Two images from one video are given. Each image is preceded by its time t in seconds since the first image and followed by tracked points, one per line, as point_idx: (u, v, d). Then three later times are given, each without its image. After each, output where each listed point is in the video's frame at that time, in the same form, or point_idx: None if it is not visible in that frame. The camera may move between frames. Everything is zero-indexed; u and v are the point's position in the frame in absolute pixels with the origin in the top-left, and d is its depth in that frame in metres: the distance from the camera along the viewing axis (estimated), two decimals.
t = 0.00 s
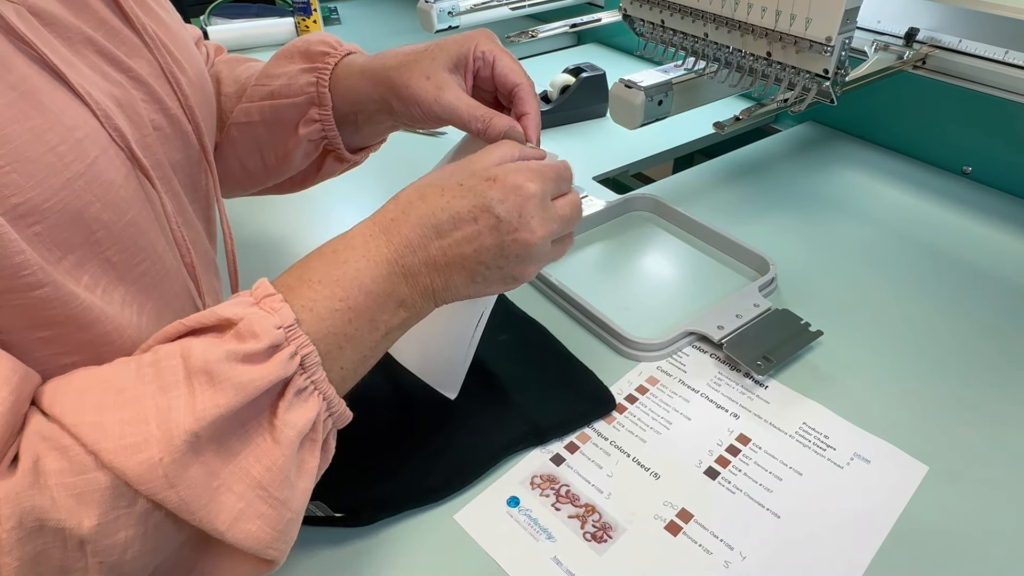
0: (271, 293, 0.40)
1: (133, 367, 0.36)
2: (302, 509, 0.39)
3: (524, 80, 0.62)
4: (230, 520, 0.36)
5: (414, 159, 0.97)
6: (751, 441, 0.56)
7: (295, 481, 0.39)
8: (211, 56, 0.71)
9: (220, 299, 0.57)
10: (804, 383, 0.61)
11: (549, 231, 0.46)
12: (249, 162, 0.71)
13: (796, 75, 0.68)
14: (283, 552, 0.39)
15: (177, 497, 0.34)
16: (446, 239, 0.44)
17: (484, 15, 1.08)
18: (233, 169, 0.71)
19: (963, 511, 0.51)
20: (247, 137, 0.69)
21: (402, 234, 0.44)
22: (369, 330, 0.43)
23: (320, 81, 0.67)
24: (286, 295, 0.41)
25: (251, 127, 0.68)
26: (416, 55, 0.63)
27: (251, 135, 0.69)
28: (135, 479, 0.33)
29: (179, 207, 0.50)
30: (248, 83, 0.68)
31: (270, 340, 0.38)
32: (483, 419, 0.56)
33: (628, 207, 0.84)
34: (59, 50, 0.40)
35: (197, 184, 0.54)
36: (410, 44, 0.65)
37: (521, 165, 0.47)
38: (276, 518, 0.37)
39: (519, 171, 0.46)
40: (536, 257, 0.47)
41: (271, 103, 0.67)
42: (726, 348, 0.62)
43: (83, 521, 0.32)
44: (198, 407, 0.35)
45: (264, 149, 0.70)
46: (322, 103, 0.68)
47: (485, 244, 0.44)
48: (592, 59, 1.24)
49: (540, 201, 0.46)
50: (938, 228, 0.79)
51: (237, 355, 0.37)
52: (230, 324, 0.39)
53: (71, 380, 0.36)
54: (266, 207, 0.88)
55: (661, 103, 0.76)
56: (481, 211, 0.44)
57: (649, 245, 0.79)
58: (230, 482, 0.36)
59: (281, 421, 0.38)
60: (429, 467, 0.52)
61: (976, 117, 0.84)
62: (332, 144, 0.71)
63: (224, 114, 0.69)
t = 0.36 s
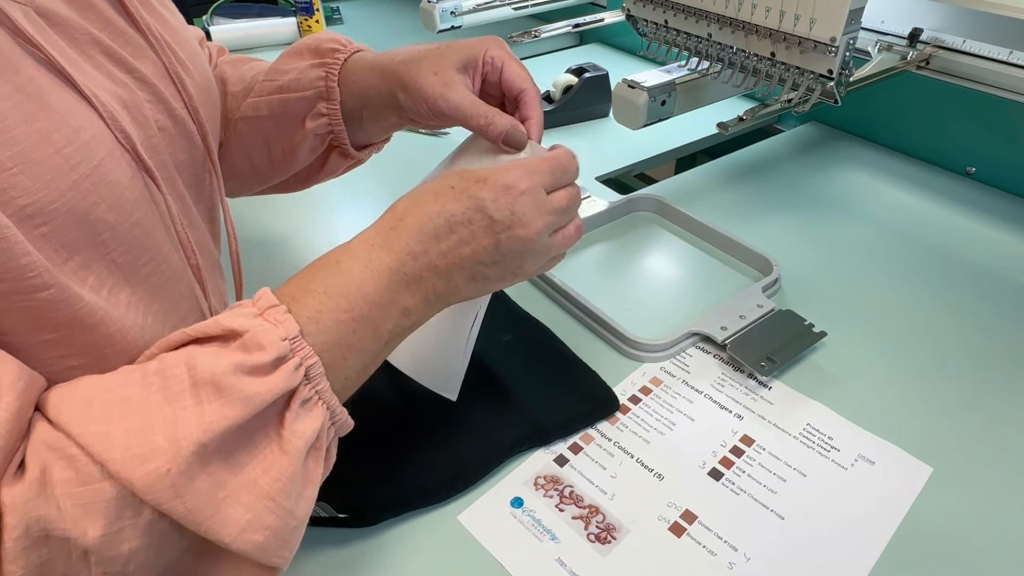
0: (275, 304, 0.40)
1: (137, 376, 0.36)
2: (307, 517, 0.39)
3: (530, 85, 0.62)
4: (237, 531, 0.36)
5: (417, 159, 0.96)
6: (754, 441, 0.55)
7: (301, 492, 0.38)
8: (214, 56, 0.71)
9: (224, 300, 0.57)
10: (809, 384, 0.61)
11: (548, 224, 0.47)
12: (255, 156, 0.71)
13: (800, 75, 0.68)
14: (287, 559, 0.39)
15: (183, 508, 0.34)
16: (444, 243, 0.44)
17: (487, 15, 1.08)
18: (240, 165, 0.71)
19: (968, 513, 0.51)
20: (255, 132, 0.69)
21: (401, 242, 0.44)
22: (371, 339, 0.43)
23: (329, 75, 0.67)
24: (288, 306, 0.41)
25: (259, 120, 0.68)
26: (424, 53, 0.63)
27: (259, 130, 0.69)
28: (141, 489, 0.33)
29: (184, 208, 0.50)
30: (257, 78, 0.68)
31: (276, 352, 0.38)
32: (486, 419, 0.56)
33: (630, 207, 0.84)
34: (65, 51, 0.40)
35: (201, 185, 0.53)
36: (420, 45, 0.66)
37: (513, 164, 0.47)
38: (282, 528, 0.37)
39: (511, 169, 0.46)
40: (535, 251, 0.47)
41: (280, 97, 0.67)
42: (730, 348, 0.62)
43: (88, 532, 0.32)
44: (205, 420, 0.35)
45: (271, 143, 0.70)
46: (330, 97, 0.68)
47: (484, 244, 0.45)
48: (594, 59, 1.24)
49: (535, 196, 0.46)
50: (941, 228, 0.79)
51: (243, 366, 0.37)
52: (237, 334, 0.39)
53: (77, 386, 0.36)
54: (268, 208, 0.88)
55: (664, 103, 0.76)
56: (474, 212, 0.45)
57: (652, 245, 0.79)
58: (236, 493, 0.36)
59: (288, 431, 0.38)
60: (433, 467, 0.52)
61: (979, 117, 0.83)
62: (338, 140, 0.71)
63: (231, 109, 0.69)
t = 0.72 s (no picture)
0: (241, 284, 0.41)
1: (113, 364, 0.36)
2: (285, 496, 0.39)
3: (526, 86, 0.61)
4: (214, 508, 0.36)
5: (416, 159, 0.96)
6: (754, 443, 0.55)
7: (276, 467, 0.38)
8: (215, 57, 0.71)
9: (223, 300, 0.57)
10: (809, 385, 0.61)
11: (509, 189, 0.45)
12: (255, 154, 0.71)
13: (801, 76, 0.68)
14: (269, 543, 0.38)
15: (158, 486, 0.34)
16: (401, 215, 0.45)
17: (488, 16, 1.08)
18: (240, 162, 0.71)
19: (965, 513, 0.50)
20: (254, 130, 0.69)
21: (362, 219, 0.45)
22: (338, 317, 0.43)
23: (329, 72, 0.67)
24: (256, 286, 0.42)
25: (259, 118, 0.68)
26: (422, 53, 0.63)
27: (258, 127, 0.69)
28: (116, 469, 0.33)
29: (184, 208, 0.49)
30: (258, 77, 0.68)
31: (237, 321, 0.38)
32: (485, 420, 0.56)
33: (631, 208, 0.84)
34: (65, 51, 0.41)
35: (202, 186, 0.53)
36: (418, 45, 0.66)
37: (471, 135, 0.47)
38: (259, 505, 0.37)
39: (467, 138, 0.46)
40: (497, 215, 0.45)
41: (279, 95, 0.67)
42: (730, 350, 0.62)
43: (66, 517, 0.32)
44: (173, 393, 0.35)
45: (270, 141, 0.70)
46: (328, 95, 0.68)
47: (440, 211, 0.44)
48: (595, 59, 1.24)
49: (491, 159, 0.45)
50: (941, 229, 0.79)
51: (206, 337, 0.37)
52: (203, 309, 0.39)
53: (53, 377, 0.35)
54: (268, 207, 0.88)
55: (665, 104, 0.76)
56: (425, 178, 0.45)
57: (652, 246, 0.79)
58: (210, 470, 0.36)
59: (255, 406, 0.38)
60: (431, 468, 0.52)
61: (981, 117, 0.83)
62: (336, 138, 0.71)
63: (233, 105, 0.69)
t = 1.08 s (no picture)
0: (242, 287, 0.41)
1: (112, 364, 0.36)
2: (284, 498, 0.39)
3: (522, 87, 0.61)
4: (214, 510, 0.36)
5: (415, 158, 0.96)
6: (752, 444, 0.55)
7: (276, 471, 0.38)
8: (212, 54, 0.71)
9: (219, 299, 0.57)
10: (808, 386, 0.61)
11: (506, 205, 0.45)
12: (260, 138, 0.71)
13: (799, 77, 0.68)
14: (268, 543, 0.38)
15: (160, 490, 0.34)
16: (399, 224, 0.44)
17: (486, 15, 1.08)
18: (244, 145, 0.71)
19: (963, 514, 0.50)
20: (259, 114, 0.69)
21: (360, 224, 0.44)
22: (338, 321, 0.43)
23: (335, 58, 0.67)
24: (256, 290, 0.42)
25: (264, 103, 0.68)
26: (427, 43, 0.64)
27: (264, 112, 0.69)
28: (118, 472, 0.33)
29: (180, 207, 0.49)
30: (264, 67, 0.69)
31: (241, 329, 0.38)
32: (482, 420, 0.56)
33: (630, 208, 0.84)
34: (59, 50, 0.40)
35: (197, 184, 0.53)
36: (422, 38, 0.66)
37: (469, 145, 0.46)
38: (259, 507, 0.37)
39: (465, 149, 0.46)
40: (495, 229, 0.45)
41: (285, 79, 0.67)
42: (727, 350, 0.62)
43: (66, 518, 0.32)
44: (177, 399, 0.35)
45: (275, 125, 0.70)
46: (333, 79, 0.68)
47: (438, 223, 0.44)
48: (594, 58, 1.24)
49: (490, 173, 0.45)
50: (940, 229, 0.79)
51: (212, 344, 0.37)
52: (206, 315, 0.39)
53: (50, 377, 0.35)
54: (267, 206, 0.88)
55: (663, 104, 0.76)
56: (425, 189, 0.44)
57: (651, 246, 0.79)
58: (211, 473, 0.36)
59: (256, 410, 0.38)
60: (428, 468, 0.52)
61: (980, 117, 0.83)
62: (337, 125, 0.71)
63: (239, 91, 0.69)
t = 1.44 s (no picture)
0: (234, 288, 0.40)
1: (102, 365, 0.36)
2: (275, 500, 0.39)
3: (514, 84, 0.60)
4: (205, 513, 0.36)
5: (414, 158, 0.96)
6: (750, 444, 0.55)
7: (267, 473, 0.39)
8: (209, 54, 0.71)
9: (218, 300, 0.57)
10: (806, 386, 0.61)
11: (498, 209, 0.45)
12: (254, 143, 0.71)
13: (797, 77, 0.68)
14: (259, 545, 0.38)
15: (150, 492, 0.34)
16: (393, 228, 0.44)
17: (486, 15, 1.08)
18: (239, 151, 0.71)
19: (960, 515, 0.50)
20: (253, 120, 0.69)
21: (353, 227, 0.44)
22: (330, 324, 0.43)
23: (329, 64, 0.68)
24: (248, 292, 0.41)
25: (258, 109, 0.68)
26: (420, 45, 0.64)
27: (258, 118, 0.69)
28: (107, 474, 0.33)
29: (176, 206, 0.49)
30: (258, 71, 0.69)
31: (233, 332, 0.38)
32: (480, 420, 0.56)
33: (628, 208, 0.84)
34: (54, 49, 0.40)
35: (194, 184, 0.53)
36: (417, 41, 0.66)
37: (462, 150, 0.46)
38: (250, 510, 0.37)
39: (459, 154, 0.46)
40: (490, 236, 0.46)
41: (280, 85, 0.67)
42: (726, 351, 0.62)
43: (54, 520, 0.32)
44: (168, 402, 0.35)
45: (269, 131, 0.70)
46: (327, 86, 0.68)
47: (433, 228, 0.44)
48: (593, 58, 1.24)
49: (485, 179, 0.45)
50: (939, 229, 0.79)
51: (203, 347, 0.37)
52: (197, 317, 0.39)
53: (41, 378, 0.35)
54: (265, 206, 0.88)
55: (662, 104, 0.75)
56: (421, 194, 0.44)
57: (650, 247, 0.79)
58: (202, 475, 0.36)
59: (247, 413, 0.38)
60: (426, 468, 0.52)
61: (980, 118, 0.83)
62: (332, 130, 0.71)
63: (233, 96, 0.69)
